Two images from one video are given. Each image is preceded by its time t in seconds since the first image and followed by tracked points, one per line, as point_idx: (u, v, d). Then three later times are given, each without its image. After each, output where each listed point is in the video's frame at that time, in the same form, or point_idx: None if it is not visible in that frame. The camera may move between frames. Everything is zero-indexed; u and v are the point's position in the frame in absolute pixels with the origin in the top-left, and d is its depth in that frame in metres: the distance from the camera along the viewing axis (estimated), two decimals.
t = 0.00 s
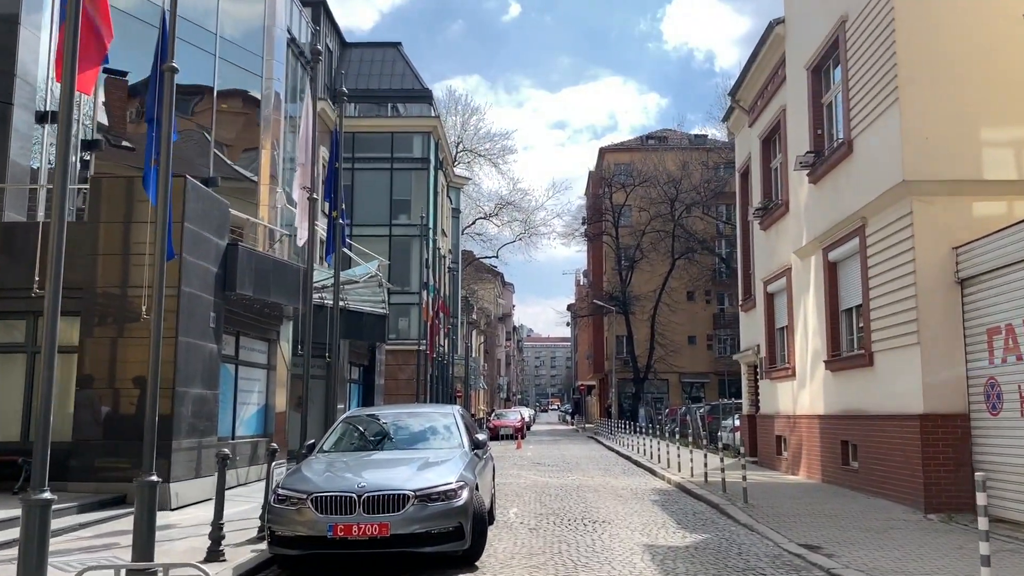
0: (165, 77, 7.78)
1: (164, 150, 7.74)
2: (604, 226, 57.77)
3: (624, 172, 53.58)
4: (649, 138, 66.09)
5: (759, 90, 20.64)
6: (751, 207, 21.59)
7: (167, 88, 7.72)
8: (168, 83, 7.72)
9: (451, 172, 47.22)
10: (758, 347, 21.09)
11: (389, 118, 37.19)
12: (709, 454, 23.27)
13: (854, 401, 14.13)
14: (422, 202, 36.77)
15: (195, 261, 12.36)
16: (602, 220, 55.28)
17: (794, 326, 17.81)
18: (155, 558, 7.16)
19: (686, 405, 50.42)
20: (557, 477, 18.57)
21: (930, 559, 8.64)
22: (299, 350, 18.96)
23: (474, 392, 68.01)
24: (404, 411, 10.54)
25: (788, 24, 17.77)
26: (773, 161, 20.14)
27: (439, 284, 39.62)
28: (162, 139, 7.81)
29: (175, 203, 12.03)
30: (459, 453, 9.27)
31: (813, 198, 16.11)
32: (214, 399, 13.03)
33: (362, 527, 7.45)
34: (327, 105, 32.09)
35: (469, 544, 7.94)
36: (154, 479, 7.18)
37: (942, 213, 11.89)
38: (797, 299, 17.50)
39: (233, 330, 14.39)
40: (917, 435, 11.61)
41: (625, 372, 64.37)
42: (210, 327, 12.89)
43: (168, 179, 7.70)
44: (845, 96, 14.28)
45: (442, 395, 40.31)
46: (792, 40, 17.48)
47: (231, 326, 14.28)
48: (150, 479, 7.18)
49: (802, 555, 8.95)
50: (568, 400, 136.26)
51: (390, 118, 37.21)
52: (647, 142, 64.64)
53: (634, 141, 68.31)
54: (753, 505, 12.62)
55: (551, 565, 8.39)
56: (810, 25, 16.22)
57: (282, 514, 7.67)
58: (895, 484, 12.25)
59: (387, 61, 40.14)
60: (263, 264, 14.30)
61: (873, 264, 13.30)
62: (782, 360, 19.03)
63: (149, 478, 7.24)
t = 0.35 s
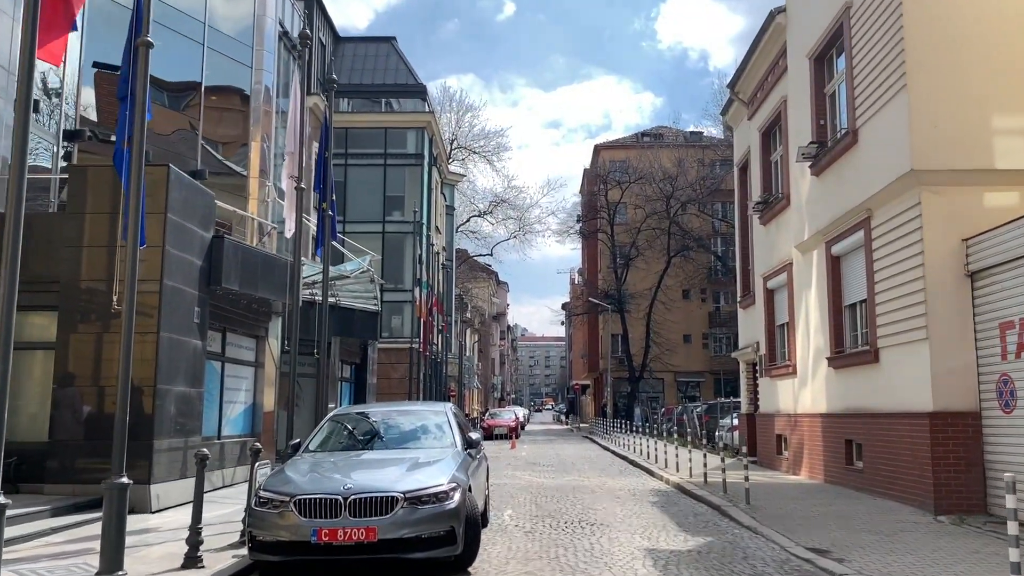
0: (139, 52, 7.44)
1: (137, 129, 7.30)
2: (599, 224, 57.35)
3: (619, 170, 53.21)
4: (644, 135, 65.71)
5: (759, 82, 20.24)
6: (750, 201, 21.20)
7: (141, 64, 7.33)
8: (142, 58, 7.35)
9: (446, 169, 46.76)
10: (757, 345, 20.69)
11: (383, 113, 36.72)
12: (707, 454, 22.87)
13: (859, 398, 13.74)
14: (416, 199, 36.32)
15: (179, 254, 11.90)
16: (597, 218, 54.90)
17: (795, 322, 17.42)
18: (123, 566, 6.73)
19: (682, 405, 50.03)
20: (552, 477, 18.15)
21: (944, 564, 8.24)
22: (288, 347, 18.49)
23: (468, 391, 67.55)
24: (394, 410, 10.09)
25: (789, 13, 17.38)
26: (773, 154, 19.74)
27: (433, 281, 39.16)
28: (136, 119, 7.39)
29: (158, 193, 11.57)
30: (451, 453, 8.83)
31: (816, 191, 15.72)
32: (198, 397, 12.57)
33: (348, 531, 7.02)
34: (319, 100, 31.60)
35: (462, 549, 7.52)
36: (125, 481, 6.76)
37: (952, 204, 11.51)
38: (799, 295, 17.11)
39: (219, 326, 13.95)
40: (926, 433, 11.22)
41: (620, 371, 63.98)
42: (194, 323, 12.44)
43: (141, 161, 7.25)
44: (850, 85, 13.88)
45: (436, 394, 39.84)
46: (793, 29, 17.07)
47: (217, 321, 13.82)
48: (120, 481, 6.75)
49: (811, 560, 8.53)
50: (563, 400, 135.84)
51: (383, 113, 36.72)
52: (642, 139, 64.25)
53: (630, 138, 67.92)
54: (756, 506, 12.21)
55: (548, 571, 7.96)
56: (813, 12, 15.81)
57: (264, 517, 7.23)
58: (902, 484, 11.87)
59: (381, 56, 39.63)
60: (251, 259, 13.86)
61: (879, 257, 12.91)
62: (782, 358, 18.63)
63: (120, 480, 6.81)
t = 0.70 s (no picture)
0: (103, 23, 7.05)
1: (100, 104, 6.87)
2: (592, 218, 57.00)
3: (612, 164, 52.83)
4: (637, 130, 65.39)
5: (756, 72, 19.85)
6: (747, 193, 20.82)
7: (104, 34, 6.95)
8: (105, 28, 6.97)
9: (437, 162, 46.27)
10: (753, 339, 20.34)
11: (373, 105, 36.21)
12: (701, 450, 22.53)
13: (859, 394, 13.39)
14: (407, 192, 35.85)
15: (156, 244, 11.49)
16: (590, 212, 54.53)
17: (792, 317, 17.07)
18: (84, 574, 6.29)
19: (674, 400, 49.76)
20: (544, 474, 17.77)
21: (954, 568, 7.87)
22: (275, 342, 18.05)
23: (460, 386, 67.15)
24: (381, 406, 9.68)
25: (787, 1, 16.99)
26: (771, 145, 19.36)
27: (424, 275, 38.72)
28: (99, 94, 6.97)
29: (135, 181, 11.21)
30: (440, 451, 8.42)
31: (815, 182, 15.35)
32: (178, 393, 12.13)
33: (329, 536, 6.61)
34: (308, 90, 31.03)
35: (450, 554, 7.11)
36: (88, 484, 6.34)
37: (957, 194, 11.15)
38: (797, 289, 16.76)
39: (200, 319, 13.52)
40: (931, 431, 10.87)
41: (612, 366, 63.68)
42: (173, 316, 12.01)
43: (104, 139, 6.79)
44: (851, 72, 13.50)
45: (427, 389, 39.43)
46: (792, 17, 16.68)
47: (198, 314, 13.37)
48: (82, 484, 6.33)
49: (817, 563, 8.15)
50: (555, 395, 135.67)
51: (373, 105, 36.20)
52: (636, 134, 63.91)
53: (623, 132, 67.57)
54: (755, 506, 11.83)
55: None
56: None
57: (239, 521, 6.82)
58: (906, 483, 11.52)
59: (371, 47, 39.07)
60: (233, 250, 13.43)
61: (881, 249, 12.55)
62: (780, 353, 18.29)
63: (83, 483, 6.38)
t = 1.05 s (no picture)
0: None
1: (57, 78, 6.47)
2: (585, 213, 56.63)
3: (606, 158, 52.51)
4: (631, 124, 65.02)
5: (753, 62, 19.51)
6: (743, 186, 20.47)
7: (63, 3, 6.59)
8: None
9: (429, 155, 45.82)
10: (749, 334, 19.99)
11: (363, 96, 35.70)
12: (696, 446, 22.20)
13: (860, 390, 13.05)
14: (398, 185, 35.40)
15: (133, 231, 11.04)
16: (583, 206, 54.20)
17: (790, 311, 16.74)
18: None
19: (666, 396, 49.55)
20: (536, 471, 17.41)
21: (965, 571, 7.51)
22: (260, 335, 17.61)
23: (452, 382, 66.79)
24: (368, 401, 9.26)
25: None
26: (768, 136, 19.00)
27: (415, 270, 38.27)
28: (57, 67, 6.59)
29: (112, 166, 10.75)
30: (428, 449, 8.02)
31: (815, 173, 15.01)
32: (157, 386, 11.70)
33: (307, 539, 6.19)
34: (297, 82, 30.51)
35: (437, 558, 6.71)
36: (46, 486, 5.94)
37: (963, 184, 10.79)
38: (794, 282, 16.41)
39: (181, 311, 13.09)
40: (936, 428, 10.51)
41: (605, 361, 63.41)
42: (151, 307, 11.56)
43: (61, 112, 6.41)
44: (853, 58, 13.13)
45: (418, 384, 39.05)
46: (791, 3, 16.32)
47: (178, 306, 12.92)
48: (39, 486, 5.91)
49: (822, 566, 7.78)
50: (547, 391, 135.56)
51: (363, 96, 35.67)
52: (629, 128, 63.58)
53: (616, 127, 67.19)
54: (754, 504, 11.48)
55: None
56: None
57: (212, 521, 6.41)
58: (910, 481, 11.16)
59: (361, 37, 38.48)
60: (214, 239, 12.98)
61: (883, 242, 12.20)
62: (777, 348, 17.96)
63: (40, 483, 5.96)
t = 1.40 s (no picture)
0: None
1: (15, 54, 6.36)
2: (579, 210, 56.24)
3: (600, 154, 52.14)
4: (625, 120, 64.68)
5: (753, 52, 19.12)
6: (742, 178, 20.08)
7: None
8: None
9: (422, 150, 45.35)
10: (748, 330, 19.63)
11: (355, 89, 35.18)
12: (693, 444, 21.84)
13: (864, 386, 12.68)
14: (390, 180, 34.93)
15: (111, 221, 10.59)
16: (577, 202, 53.82)
17: (790, 306, 16.37)
18: None
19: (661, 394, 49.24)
20: (530, 470, 17.01)
21: None
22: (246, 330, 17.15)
23: (445, 379, 66.40)
24: (357, 397, 8.82)
25: None
26: (768, 128, 18.63)
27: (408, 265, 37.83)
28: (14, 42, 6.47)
29: (92, 152, 10.31)
30: (418, 447, 7.60)
31: (817, 163, 14.64)
32: (137, 382, 11.25)
33: (288, 545, 5.76)
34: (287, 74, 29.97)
35: (427, 563, 6.29)
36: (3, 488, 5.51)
37: (974, 173, 10.43)
38: (796, 276, 16.04)
39: (163, 305, 12.65)
40: (947, 426, 10.14)
41: (599, 359, 63.08)
42: (131, 300, 11.10)
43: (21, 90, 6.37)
44: (858, 44, 12.74)
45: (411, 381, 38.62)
46: None
47: (160, 299, 12.47)
48: None
49: (832, 570, 7.40)
50: (540, 388, 135.28)
51: (354, 90, 35.11)
52: (623, 125, 63.21)
53: (610, 123, 66.80)
54: (756, 505, 11.10)
55: None
56: None
57: (186, 525, 5.97)
58: (918, 481, 10.79)
59: (352, 30, 37.86)
60: (197, 230, 12.52)
61: (890, 234, 11.81)
62: (776, 344, 17.60)
63: None
